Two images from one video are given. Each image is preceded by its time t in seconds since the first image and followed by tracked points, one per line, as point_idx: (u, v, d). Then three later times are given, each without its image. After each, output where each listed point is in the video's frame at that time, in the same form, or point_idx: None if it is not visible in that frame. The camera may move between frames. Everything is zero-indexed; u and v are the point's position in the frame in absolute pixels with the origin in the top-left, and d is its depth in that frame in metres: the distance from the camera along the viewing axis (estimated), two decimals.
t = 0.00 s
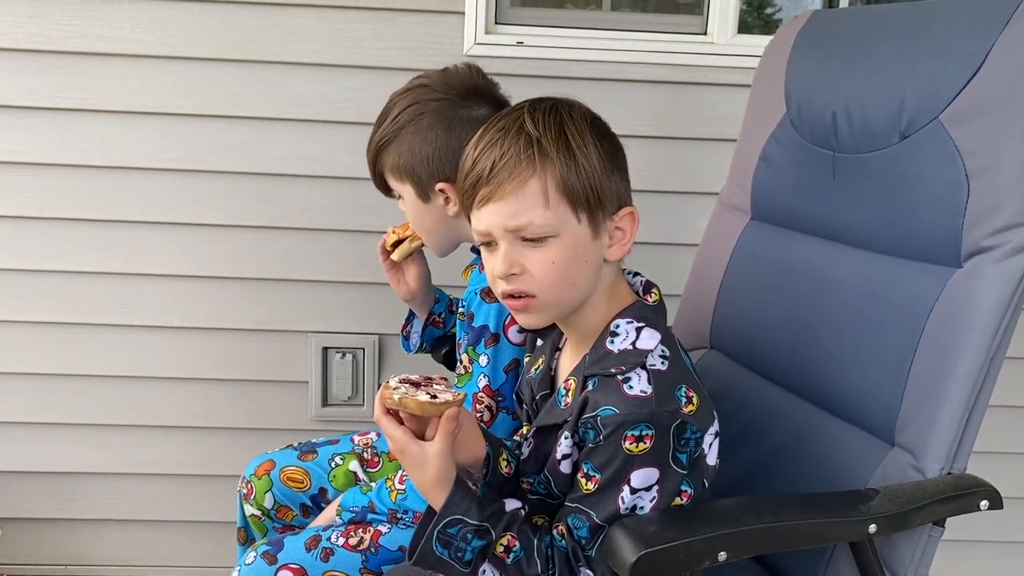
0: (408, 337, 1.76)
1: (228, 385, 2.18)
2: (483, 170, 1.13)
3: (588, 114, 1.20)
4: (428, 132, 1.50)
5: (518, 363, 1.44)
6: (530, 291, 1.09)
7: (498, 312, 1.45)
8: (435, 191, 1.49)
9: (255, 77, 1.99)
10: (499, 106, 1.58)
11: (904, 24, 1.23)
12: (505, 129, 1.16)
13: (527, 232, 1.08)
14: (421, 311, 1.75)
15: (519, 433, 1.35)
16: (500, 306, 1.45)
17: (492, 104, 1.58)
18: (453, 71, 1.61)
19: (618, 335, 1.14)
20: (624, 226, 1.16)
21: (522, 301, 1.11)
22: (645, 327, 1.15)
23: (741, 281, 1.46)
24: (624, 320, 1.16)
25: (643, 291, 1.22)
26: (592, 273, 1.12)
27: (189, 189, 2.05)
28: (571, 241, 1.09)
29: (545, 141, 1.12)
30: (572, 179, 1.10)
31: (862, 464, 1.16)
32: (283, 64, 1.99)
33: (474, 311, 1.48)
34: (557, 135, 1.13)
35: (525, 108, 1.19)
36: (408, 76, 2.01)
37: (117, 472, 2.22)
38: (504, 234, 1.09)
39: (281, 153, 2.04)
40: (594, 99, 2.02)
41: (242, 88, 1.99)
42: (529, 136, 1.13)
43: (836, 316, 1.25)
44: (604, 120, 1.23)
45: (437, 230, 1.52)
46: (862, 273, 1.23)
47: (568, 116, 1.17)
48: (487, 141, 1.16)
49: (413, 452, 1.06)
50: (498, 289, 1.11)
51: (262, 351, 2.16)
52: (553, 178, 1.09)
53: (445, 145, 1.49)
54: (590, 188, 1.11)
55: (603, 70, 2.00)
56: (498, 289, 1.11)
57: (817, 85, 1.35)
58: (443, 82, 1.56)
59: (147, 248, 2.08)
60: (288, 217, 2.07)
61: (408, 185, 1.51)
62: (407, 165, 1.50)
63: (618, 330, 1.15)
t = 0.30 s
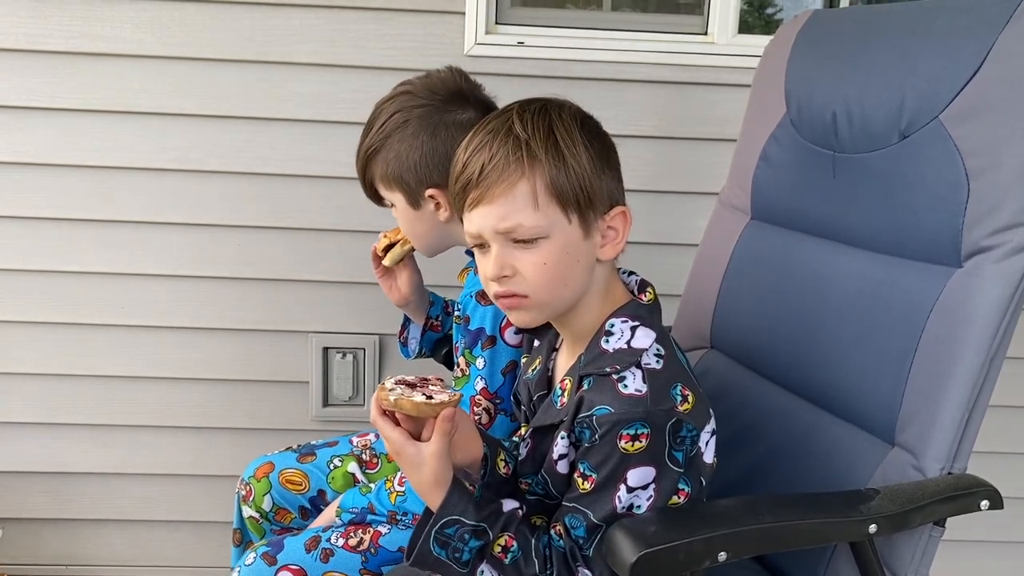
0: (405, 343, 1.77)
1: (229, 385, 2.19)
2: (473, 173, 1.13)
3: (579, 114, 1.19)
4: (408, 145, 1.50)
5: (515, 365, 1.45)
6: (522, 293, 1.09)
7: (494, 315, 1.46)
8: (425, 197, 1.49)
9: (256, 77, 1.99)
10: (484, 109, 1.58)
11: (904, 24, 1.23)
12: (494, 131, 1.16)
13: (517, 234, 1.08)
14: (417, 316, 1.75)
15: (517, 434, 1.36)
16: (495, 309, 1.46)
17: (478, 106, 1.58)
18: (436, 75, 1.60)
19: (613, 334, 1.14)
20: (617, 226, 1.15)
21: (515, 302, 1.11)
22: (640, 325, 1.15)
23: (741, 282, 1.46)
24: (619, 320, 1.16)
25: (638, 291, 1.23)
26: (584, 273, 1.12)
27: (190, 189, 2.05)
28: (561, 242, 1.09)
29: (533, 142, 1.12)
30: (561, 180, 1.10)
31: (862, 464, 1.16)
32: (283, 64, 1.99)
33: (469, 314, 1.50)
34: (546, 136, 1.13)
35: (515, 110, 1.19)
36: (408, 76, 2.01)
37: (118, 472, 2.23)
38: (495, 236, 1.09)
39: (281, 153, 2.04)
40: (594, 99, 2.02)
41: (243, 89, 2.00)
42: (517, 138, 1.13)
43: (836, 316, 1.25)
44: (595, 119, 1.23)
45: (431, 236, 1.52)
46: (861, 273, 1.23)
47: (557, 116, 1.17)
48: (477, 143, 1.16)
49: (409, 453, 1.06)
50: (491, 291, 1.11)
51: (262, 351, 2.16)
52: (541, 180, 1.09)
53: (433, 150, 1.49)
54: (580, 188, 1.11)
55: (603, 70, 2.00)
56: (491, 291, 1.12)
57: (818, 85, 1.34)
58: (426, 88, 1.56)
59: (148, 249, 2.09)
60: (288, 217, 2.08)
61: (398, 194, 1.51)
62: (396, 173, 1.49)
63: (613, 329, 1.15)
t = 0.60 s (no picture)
0: (403, 350, 1.75)
1: (229, 385, 2.19)
2: (466, 179, 1.13)
3: (574, 116, 1.18)
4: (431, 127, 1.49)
5: (516, 366, 1.45)
6: (517, 298, 1.10)
7: (495, 317, 1.46)
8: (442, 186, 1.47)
9: (257, 77, 1.99)
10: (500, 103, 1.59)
11: (904, 24, 1.23)
12: (487, 135, 1.16)
13: (511, 241, 1.08)
14: (413, 321, 1.74)
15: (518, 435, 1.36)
16: (497, 311, 1.46)
17: (494, 100, 1.59)
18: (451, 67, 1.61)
19: (612, 335, 1.14)
20: (614, 228, 1.15)
21: (511, 306, 1.12)
22: (638, 326, 1.15)
23: (742, 282, 1.46)
24: (617, 320, 1.16)
25: (637, 291, 1.23)
26: (580, 277, 1.12)
27: (190, 189, 2.05)
28: (555, 247, 1.09)
29: (526, 147, 1.12)
30: (554, 186, 1.10)
31: (863, 464, 1.16)
32: (284, 65, 1.99)
33: (471, 315, 1.50)
34: (539, 142, 1.13)
35: (509, 114, 1.18)
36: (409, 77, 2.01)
37: (118, 472, 2.23)
38: (489, 242, 1.09)
39: (282, 154, 2.04)
40: (595, 99, 2.02)
41: (244, 89, 2.00)
42: (509, 144, 1.12)
43: (836, 317, 1.25)
44: (592, 119, 1.21)
45: (440, 227, 1.50)
46: (861, 273, 1.23)
47: (550, 120, 1.16)
48: (470, 148, 1.16)
49: (408, 454, 1.06)
50: (488, 295, 1.12)
51: (263, 351, 2.16)
52: (534, 186, 1.09)
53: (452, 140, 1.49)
54: (573, 194, 1.11)
55: (604, 70, 2.00)
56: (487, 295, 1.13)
57: (818, 85, 1.35)
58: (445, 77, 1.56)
59: (148, 249, 2.09)
60: (289, 218, 2.08)
61: (412, 180, 1.48)
62: (413, 160, 1.47)
63: (611, 329, 1.15)
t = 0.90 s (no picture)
0: (402, 353, 1.75)
1: (229, 385, 2.19)
2: (464, 183, 1.13)
3: (573, 118, 1.18)
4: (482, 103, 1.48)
5: (510, 365, 1.45)
6: (515, 303, 1.10)
7: (488, 316, 1.46)
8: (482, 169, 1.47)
9: (257, 77, 1.99)
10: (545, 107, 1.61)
11: (905, 24, 1.23)
12: (485, 138, 1.16)
13: (508, 245, 1.09)
14: (413, 326, 1.73)
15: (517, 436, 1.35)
16: (489, 310, 1.46)
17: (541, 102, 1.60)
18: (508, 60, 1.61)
19: (613, 335, 1.14)
20: (613, 230, 1.15)
21: (512, 309, 1.12)
22: (640, 326, 1.15)
23: (742, 283, 1.46)
24: (619, 320, 1.16)
25: (637, 291, 1.23)
26: (578, 280, 1.12)
27: (191, 189, 2.05)
28: (552, 252, 1.09)
29: (520, 152, 1.11)
30: (550, 191, 1.09)
31: (863, 464, 1.16)
32: (284, 65, 1.99)
33: (463, 314, 1.48)
34: (535, 146, 1.12)
35: (505, 117, 1.18)
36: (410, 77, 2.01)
37: (119, 472, 2.23)
38: (488, 246, 1.10)
39: (282, 154, 2.04)
40: (595, 99, 2.02)
41: (244, 89, 2.00)
42: (505, 149, 1.12)
43: (835, 317, 1.25)
44: (592, 118, 1.21)
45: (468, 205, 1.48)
46: (862, 273, 1.23)
47: (546, 122, 1.16)
48: (467, 153, 1.16)
49: (410, 454, 1.06)
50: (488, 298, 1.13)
51: (263, 351, 2.16)
52: (529, 191, 1.09)
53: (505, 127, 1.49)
54: (569, 197, 1.10)
55: (605, 70, 2.00)
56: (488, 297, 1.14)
57: (818, 85, 1.35)
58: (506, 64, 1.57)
59: (150, 249, 2.09)
60: (289, 218, 2.08)
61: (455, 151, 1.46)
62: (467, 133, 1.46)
63: (613, 329, 1.15)
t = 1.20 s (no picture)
0: (403, 354, 1.75)
1: (230, 386, 2.19)
2: (461, 177, 1.14)
3: (571, 115, 1.18)
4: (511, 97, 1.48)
5: (509, 361, 1.45)
6: (509, 298, 1.10)
7: (486, 313, 1.45)
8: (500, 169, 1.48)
9: (258, 78, 1.99)
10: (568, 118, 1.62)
11: (906, 24, 1.23)
12: (483, 134, 1.16)
13: (501, 240, 1.09)
14: (413, 325, 1.73)
15: (517, 437, 1.35)
16: (488, 306, 1.45)
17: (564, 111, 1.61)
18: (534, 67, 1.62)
19: (616, 335, 1.14)
20: (610, 228, 1.15)
21: (505, 305, 1.12)
22: (642, 326, 1.15)
23: (743, 284, 1.46)
24: (621, 320, 1.16)
25: (638, 291, 1.23)
26: (572, 277, 1.12)
27: (191, 190, 2.05)
28: (545, 248, 1.09)
29: (517, 146, 1.12)
30: (544, 187, 1.10)
31: (864, 464, 1.16)
32: (285, 66, 1.99)
33: (462, 310, 1.48)
34: (531, 141, 1.13)
35: (504, 114, 1.18)
36: (411, 78, 2.01)
37: (119, 473, 2.23)
38: (483, 241, 1.10)
39: (283, 154, 2.04)
40: (596, 99, 2.02)
41: (245, 90, 2.00)
42: (502, 144, 1.13)
43: (836, 317, 1.25)
44: (592, 117, 1.21)
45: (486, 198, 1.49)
46: (863, 274, 1.23)
47: (544, 118, 1.16)
48: (465, 147, 1.17)
49: (415, 452, 1.05)
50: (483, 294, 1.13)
51: (264, 352, 2.16)
52: (524, 186, 1.09)
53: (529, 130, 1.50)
54: (564, 194, 1.10)
55: (606, 70, 2.00)
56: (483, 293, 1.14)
57: (818, 85, 1.35)
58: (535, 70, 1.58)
59: (150, 250, 2.09)
60: (290, 218, 2.08)
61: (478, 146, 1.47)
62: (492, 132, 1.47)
63: (616, 330, 1.15)
